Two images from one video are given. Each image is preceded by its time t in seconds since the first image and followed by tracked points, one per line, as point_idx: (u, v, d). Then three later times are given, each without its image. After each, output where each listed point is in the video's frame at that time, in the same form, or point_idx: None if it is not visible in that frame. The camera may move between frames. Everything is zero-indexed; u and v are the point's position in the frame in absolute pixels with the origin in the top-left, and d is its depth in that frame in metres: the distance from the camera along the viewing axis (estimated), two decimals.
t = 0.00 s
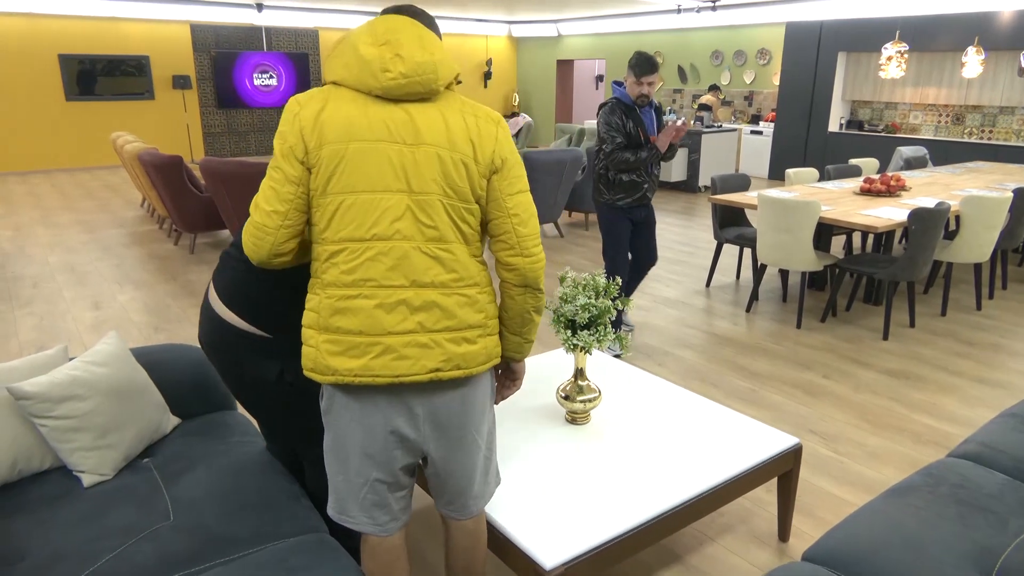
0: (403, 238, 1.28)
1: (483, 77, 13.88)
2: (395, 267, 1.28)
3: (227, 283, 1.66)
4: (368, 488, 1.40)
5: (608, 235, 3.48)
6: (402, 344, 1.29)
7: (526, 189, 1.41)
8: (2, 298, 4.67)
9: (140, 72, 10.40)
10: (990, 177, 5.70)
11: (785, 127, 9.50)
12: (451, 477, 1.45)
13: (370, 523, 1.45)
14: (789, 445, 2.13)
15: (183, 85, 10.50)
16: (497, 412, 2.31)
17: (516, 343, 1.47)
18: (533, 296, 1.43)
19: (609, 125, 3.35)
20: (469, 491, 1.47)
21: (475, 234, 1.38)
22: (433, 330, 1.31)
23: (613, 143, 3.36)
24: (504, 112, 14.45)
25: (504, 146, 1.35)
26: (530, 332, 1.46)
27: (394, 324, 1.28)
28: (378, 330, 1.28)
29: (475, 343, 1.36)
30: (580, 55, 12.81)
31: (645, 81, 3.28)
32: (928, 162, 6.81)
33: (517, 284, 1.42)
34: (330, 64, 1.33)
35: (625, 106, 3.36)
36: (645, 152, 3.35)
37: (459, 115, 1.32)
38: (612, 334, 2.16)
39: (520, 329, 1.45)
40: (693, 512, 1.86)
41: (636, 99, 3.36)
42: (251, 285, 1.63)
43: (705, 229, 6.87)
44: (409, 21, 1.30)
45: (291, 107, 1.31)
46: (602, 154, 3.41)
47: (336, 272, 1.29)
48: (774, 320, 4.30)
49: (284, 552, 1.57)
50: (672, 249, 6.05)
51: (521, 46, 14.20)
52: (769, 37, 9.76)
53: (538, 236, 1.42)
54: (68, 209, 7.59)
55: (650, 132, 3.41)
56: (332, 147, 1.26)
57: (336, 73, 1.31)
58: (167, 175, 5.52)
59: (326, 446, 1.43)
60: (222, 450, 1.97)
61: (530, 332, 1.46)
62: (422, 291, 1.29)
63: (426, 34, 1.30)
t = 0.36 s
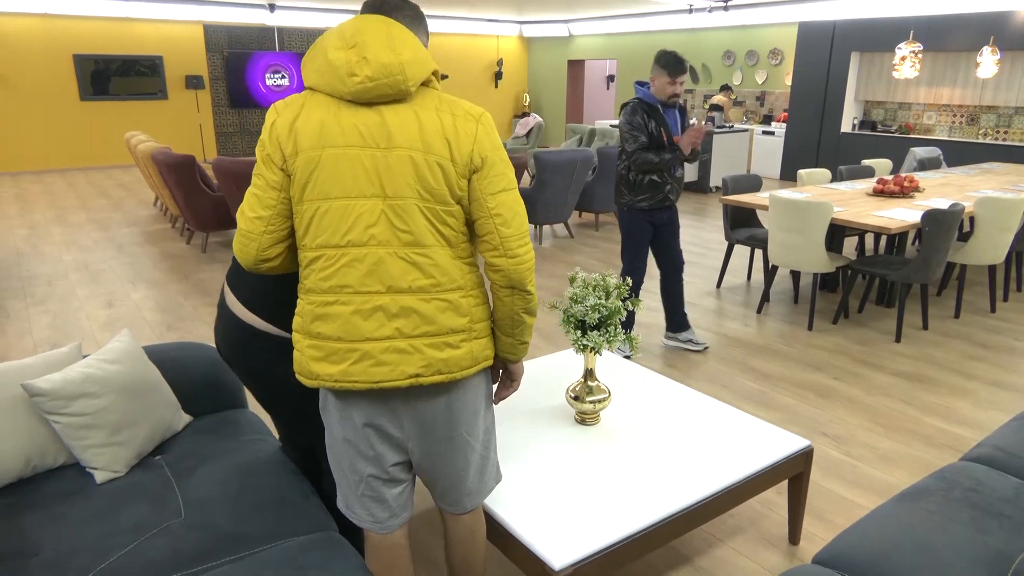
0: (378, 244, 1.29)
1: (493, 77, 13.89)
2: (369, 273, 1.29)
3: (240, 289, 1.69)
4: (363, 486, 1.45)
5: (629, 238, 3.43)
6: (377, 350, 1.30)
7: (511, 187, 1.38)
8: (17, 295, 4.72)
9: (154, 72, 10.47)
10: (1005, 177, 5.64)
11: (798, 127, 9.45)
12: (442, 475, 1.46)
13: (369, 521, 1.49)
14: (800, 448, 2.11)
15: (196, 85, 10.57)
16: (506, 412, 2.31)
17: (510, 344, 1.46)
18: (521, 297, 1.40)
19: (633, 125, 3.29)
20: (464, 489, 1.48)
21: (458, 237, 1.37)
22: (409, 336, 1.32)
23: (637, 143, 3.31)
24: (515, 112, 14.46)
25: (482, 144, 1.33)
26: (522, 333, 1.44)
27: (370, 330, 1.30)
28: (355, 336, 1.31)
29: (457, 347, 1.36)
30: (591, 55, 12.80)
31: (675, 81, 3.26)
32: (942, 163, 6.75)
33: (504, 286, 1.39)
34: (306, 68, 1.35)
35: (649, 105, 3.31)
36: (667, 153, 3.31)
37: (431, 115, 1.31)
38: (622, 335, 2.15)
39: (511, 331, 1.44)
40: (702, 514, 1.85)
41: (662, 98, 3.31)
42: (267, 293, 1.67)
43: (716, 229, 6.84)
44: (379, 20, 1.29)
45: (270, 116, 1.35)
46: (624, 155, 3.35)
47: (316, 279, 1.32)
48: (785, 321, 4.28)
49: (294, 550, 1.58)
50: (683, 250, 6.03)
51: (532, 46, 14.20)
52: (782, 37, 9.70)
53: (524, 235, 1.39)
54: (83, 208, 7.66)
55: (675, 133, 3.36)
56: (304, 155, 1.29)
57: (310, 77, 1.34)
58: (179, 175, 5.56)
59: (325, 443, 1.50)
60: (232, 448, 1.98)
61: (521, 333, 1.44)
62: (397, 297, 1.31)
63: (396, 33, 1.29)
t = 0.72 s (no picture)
0: (374, 249, 1.30)
1: (497, 77, 13.89)
2: (366, 278, 1.30)
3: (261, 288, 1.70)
4: (363, 486, 1.47)
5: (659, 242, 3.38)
6: (374, 354, 1.32)
7: (506, 189, 1.38)
8: (23, 295, 4.73)
9: (158, 72, 10.50)
10: (1011, 178, 5.61)
11: (803, 127, 9.43)
12: (437, 472, 1.49)
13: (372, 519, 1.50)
14: (804, 448, 2.11)
15: (201, 85, 10.60)
16: (509, 412, 2.31)
17: (505, 346, 1.46)
18: (517, 299, 1.41)
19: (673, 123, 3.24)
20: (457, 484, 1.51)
21: (455, 241, 1.37)
22: (406, 340, 1.33)
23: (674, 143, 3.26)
24: (519, 113, 14.45)
25: (477, 147, 1.33)
26: (518, 335, 1.45)
27: (368, 335, 1.32)
28: (352, 341, 1.32)
29: (454, 349, 1.37)
30: (595, 55, 12.79)
31: (717, 79, 3.15)
32: (947, 163, 6.73)
33: (499, 288, 1.40)
34: (300, 72, 1.34)
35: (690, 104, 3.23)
36: (703, 158, 3.23)
37: (426, 120, 1.31)
38: (626, 335, 2.15)
39: (506, 333, 1.44)
40: (705, 514, 1.85)
41: (703, 97, 3.22)
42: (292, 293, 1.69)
43: (720, 230, 6.83)
44: (371, 24, 1.28)
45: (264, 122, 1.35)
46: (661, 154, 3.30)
47: (314, 284, 1.34)
48: (789, 322, 4.27)
49: (297, 549, 1.58)
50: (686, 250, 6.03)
51: (536, 46, 14.20)
52: (786, 37, 9.68)
53: (519, 238, 1.39)
54: (88, 208, 7.69)
55: (713, 134, 3.25)
56: (300, 162, 1.30)
57: (304, 83, 1.33)
58: (183, 175, 5.58)
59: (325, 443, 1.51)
60: (235, 448, 1.98)
61: (517, 334, 1.44)
62: (394, 302, 1.32)
63: (388, 36, 1.28)
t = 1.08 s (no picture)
0: (404, 240, 1.32)
1: (497, 77, 13.88)
2: (396, 268, 1.32)
3: (265, 284, 1.70)
4: (376, 470, 1.47)
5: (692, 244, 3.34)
6: (402, 342, 1.34)
7: (524, 191, 1.45)
8: (23, 295, 4.73)
9: (159, 72, 10.50)
10: (1011, 178, 5.61)
11: (803, 128, 9.44)
12: (446, 458, 1.50)
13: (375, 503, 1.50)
14: (803, 448, 2.11)
15: (201, 85, 10.60)
16: (508, 412, 2.31)
17: (511, 337, 1.52)
18: (528, 294, 1.47)
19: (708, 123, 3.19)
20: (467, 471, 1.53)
21: (474, 236, 1.42)
22: (432, 329, 1.36)
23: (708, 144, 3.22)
24: (519, 112, 14.46)
25: (503, 151, 1.39)
26: (524, 327, 1.51)
27: (396, 324, 1.33)
28: (379, 329, 1.33)
29: (471, 341, 1.41)
30: (596, 55, 12.79)
31: (751, 80, 3.14)
32: (947, 163, 6.73)
33: (512, 283, 1.46)
34: (337, 64, 1.34)
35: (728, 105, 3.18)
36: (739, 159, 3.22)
37: (460, 122, 1.35)
38: (626, 335, 2.14)
39: (515, 325, 1.50)
40: (706, 514, 1.85)
41: (738, 99, 3.20)
42: (300, 286, 1.70)
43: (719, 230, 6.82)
44: (413, 26, 1.31)
45: (297, 109, 1.33)
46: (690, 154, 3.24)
47: (340, 272, 1.33)
48: (789, 322, 4.27)
49: (296, 549, 1.58)
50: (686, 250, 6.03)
51: (536, 46, 14.20)
52: (786, 37, 9.67)
53: (533, 238, 1.46)
54: (88, 208, 7.69)
55: (747, 137, 3.26)
56: (338, 153, 1.29)
57: (340, 76, 1.33)
58: (183, 175, 5.58)
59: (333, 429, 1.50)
60: (237, 448, 1.98)
61: (523, 326, 1.50)
62: (422, 293, 1.34)
63: (429, 41, 1.32)
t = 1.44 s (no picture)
0: (426, 232, 1.37)
1: (497, 77, 13.87)
2: (419, 259, 1.37)
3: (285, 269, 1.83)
4: (370, 452, 1.51)
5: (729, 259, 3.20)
6: (424, 330, 1.39)
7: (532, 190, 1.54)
8: (23, 295, 4.73)
9: (159, 72, 10.50)
10: (1010, 178, 5.61)
11: (803, 128, 9.44)
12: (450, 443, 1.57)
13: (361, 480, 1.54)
14: (803, 449, 2.11)
15: (201, 85, 10.60)
16: (509, 412, 2.31)
17: (513, 325, 1.63)
18: (533, 286, 1.58)
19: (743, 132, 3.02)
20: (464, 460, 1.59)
21: (488, 230, 1.49)
22: (451, 318, 1.42)
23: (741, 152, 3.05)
24: (519, 112, 14.45)
25: (517, 150, 1.47)
26: (526, 316, 1.62)
27: (417, 312, 1.38)
28: (401, 317, 1.38)
29: (484, 331, 1.48)
30: (596, 55, 12.78)
31: (783, 87, 2.98)
32: (947, 163, 6.73)
33: (519, 275, 1.56)
34: (363, 61, 1.39)
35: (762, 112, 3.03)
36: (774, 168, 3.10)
37: (481, 122, 1.42)
38: (626, 335, 2.14)
39: (518, 314, 1.61)
40: (706, 514, 1.85)
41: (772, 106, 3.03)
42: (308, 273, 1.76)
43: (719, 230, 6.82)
44: (439, 31, 1.38)
45: (325, 103, 1.36)
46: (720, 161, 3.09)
47: (363, 261, 1.37)
48: (789, 322, 4.27)
49: (297, 548, 1.58)
50: (686, 250, 6.03)
51: (536, 46, 14.20)
52: (786, 37, 9.66)
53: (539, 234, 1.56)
54: (89, 208, 7.69)
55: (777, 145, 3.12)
56: (367, 146, 1.34)
57: (367, 73, 1.38)
58: (183, 175, 5.58)
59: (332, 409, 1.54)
60: (237, 447, 1.98)
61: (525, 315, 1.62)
62: (443, 282, 1.40)
63: (453, 45, 1.39)
